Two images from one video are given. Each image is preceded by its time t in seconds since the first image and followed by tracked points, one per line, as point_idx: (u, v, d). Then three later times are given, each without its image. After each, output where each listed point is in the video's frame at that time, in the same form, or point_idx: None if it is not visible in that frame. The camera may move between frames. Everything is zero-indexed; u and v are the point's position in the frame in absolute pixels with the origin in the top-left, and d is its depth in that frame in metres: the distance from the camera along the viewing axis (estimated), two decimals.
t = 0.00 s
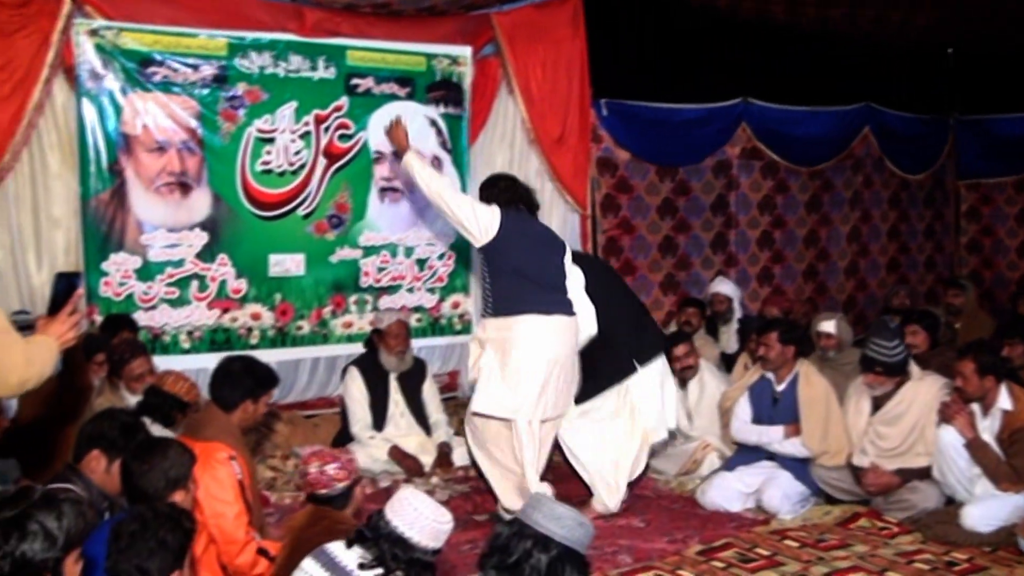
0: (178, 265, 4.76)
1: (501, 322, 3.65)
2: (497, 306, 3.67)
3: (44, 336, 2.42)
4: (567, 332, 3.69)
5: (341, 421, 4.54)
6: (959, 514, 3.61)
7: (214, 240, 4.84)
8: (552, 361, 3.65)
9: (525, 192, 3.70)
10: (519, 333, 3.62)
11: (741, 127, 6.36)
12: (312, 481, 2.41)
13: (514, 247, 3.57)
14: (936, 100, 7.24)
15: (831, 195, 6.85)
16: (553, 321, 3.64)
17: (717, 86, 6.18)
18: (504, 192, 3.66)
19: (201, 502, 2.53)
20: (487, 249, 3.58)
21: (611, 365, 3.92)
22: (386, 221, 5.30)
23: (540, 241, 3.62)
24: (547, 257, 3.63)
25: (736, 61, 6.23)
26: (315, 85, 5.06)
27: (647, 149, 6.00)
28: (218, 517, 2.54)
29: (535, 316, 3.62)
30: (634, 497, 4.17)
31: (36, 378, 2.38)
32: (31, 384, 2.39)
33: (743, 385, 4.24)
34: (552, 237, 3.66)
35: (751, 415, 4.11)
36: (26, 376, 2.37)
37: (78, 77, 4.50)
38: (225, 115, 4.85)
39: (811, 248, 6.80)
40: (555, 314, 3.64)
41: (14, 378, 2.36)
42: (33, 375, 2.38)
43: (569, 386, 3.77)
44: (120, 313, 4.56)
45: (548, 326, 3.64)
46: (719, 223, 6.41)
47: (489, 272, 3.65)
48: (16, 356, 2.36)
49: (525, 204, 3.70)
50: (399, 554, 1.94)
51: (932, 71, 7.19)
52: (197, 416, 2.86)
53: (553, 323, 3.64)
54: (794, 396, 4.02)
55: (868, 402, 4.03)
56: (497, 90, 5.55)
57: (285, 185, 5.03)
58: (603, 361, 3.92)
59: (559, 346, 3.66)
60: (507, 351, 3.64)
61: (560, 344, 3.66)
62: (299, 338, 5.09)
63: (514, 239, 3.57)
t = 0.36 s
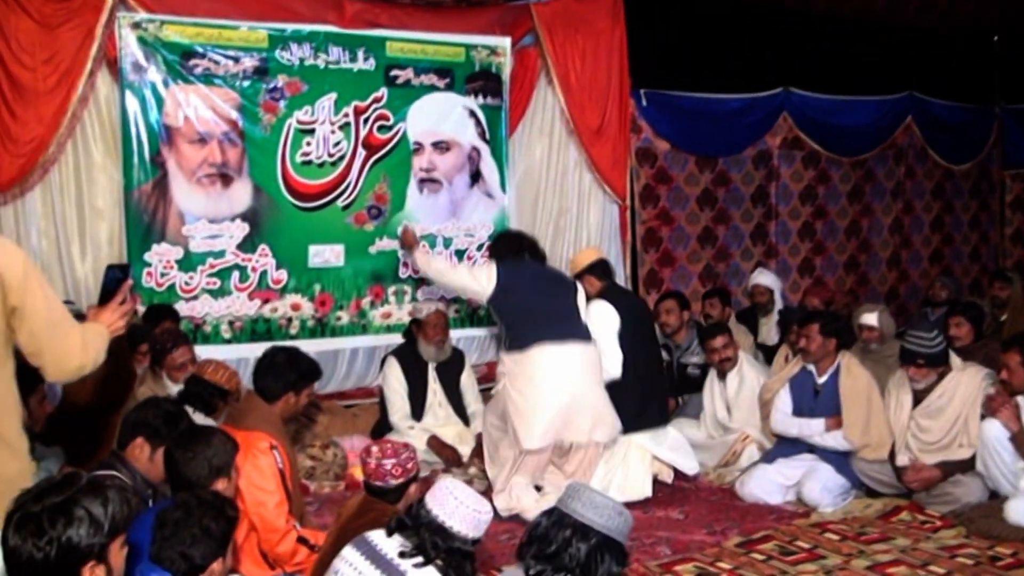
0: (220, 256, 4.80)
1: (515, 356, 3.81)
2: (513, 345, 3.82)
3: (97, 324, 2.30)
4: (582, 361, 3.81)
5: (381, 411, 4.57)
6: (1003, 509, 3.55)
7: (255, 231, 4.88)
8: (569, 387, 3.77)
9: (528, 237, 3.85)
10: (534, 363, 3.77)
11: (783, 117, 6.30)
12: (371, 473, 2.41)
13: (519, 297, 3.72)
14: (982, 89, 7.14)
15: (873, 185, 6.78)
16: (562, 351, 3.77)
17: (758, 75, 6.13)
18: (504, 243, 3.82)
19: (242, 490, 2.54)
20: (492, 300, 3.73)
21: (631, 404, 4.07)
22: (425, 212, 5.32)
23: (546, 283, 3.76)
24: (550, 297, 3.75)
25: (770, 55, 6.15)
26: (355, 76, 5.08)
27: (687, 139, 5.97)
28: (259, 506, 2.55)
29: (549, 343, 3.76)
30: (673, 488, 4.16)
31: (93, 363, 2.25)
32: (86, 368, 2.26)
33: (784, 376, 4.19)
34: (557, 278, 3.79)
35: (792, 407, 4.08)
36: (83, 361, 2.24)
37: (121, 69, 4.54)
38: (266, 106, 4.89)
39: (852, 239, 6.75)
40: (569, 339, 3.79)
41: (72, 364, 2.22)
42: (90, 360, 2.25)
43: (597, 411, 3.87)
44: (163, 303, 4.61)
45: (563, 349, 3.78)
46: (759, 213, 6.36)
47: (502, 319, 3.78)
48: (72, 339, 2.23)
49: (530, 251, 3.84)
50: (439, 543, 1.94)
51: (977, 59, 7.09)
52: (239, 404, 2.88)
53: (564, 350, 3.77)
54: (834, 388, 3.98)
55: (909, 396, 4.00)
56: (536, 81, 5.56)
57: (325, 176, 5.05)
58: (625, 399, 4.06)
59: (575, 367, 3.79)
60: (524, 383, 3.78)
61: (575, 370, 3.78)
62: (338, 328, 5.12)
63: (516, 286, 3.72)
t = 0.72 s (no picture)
0: (229, 244, 4.80)
1: (499, 417, 3.64)
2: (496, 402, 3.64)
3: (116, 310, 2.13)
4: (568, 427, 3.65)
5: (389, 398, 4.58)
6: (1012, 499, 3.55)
7: (264, 219, 4.88)
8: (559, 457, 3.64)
9: (541, 280, 3.65)
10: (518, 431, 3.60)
11: (793, 104, 6.27)
12: (379, 459, 2.41)
13: (516, 347, 3.50)
14: (994, 75, 7.10)
15: (884, 173, 6.76)
16: (549, 424, 3.61)
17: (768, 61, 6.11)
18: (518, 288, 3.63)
19: (252, 476, 2.54)
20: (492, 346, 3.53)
21: (615, 417, 3.94)
22: (434, 199, 5.32)
23: (543, 332, 3.52)
24: (552, 354, 3.52)
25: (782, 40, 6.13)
26: (364, 64, 5.07)
27: (696, 127, 5.95)
28: (269, 492, 2.55)
29: (535, 414, 3.59)
30: (681, 476, 4.16)
31: (117, 349, 2.06)
32: (109, 356, 2.06)
33: (795, 364, 4.18)
34: (559, 323, 3.57)
35: (802, 396, 4.06)
36: (108, 347, 2.04)
37: (130, 57, 4.55)
38: (275, 94, 4.88)
39: (862, 227, 6.73)
40: (556, 413, 3.61)
41: (97, 350, 2.02)
42: (114, 347, 2.05)
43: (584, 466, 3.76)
44: (173, 290, 4.63)
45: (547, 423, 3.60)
46: (769, 201, 6.35)
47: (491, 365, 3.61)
48: (97, 322, 2.03)
49: (541, 294, 3.65)
50: (449, 529, 1.94)
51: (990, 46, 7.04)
52: (248, 390, 2.88)
53: (550, 426, 3.60)
54: (844, 376, 3.98)
55: (917, 385, 4.02)
56: (546, 69, 5.55)
57: (334, 164, 5.05)
58: (609, 411, 3.94)
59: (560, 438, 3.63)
60: (511, 458, 3.64)
61: (563, 440, 3.63)
62: (347, 316, 5.14)
63: (515, 335, 3.50)
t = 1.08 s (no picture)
0: (244, 232, 4.81)
1: (494, 410, 3.63)
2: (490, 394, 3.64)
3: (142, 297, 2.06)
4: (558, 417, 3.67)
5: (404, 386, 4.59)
6: None
7: (279, 206, 4.89)
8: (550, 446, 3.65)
9: (546, 278, 3.53)
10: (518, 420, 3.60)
11: (810, 92, 6.24)
12: (392, 444, 2.41)
13: (524, 339, 3.46)
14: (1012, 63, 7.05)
15: (901, 161, 6.73)
16: (542, 413, 3.62)
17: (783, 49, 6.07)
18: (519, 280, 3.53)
19: (267, 464, 2.55)
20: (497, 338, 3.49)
21: (617, 389, 3.89)
22: (448, 187, 5.32)
23: (545, 322, 3.49)
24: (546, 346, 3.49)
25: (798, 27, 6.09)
26: (378, 51, 5.07)
27: (711, 115, 5.93)
28: (284, 479, 2.56)
29: (528, 406, 3.60)
30: (696, 464, 4.16)
31: (144, 337, 1.98)
32: (136, 343, 1.99)
33: (809, 354, 4.18)
34: (555, 318, 3.52)
35: (817, 385, 4.04)
36: (136, 334, 1.97)
37: (145, 45, 4.55)
38: (289, 82, 4.88)
39: (878, 215, 6.70)
40: (547, 405, 3.62)
41: (124, 337, 1.95)
42: (141, 335, 1.98)
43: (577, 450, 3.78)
44: (188, 278, 4.64)
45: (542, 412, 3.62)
46: (784, 189, 6.32)
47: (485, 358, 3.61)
48: (124, 308, 1.96)
49: (543, 294, 3.54)
50: (463, 516, 1.95)
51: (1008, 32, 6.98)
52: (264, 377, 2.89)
53: (542, 415, 3.62)
54: (859, 366, 3.95)
55: (933, 374, 4.00)
56: (561, 56, 5.53)
57: (349, 151, 5.05)
58: (608, 383, 3.88)
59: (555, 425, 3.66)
60: (507, 449, 3.60)
61: (554, 430, 3.65)
62: (361, 304, 5.15)
63: (523, 328, 3.46)
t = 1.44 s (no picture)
0: (251, 222, 4.82)
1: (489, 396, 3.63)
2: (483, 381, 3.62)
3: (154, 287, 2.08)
4: (555, 394, 3.65)
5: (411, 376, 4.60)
6: None
7: (287, 196, 4.89)
8: (549, 423, 3.62)
9: (510, 258, 3.60)
10: (512, 402, 3.59)
11: (818, 80, 6.22)
12: (399, 433, 2.42)
13: (497, 335, 3.51)
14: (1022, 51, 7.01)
15: (909, 150, 6.71)
16: (536, 390, 3.61)
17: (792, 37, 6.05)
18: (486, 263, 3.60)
19: (275, 453, 2.56)
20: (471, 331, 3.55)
21: (611, 366, 3.87)
22: (456, 177, 5.31)
23: (521, 315, 3.53)
24: (526, 329, 3.53)
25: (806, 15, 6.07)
26: (386, 41, 5.06)
27: (719, 104, 5.91)
28: (292, 467, 2.56)
29: (520, 384, 3.59)
30: (703, 453, 4.16)
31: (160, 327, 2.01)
32: (151, 333, 2.01)
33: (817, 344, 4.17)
34: (533, 305, 3.57)
35: (825, 374, 4.05)
36: (151, 325, 1.99)
37: (153, 35, 4.56)
38: (297, 72, 4.88)
39: (887, 204, 6.69)
40: (539, 380, 3.61)
41: (141, 326, 1.96)
42: (157, 325, 2.00)
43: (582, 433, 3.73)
44: (197, 268, 4.65)
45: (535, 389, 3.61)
46: (792, 178, 6.30)
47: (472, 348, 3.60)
48: (141, 298, 1.97)
49: (510, 273, 3.60)
50: (471, 505, 1.95)
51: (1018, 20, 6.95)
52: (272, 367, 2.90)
53: (537, 393, 3.61)
54: (868, 356, 3.96)
55: (941, 363, 4.00)
56: (568, 45, 5.52)
57: (357, 141, 5.06)
58: (601, 361, 3.87)
59: (552, 401, 3.63)
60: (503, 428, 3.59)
61: (552, 407, 3.63)
62: (369, 294, 5.16)
63: (495, 318, 3.50)
